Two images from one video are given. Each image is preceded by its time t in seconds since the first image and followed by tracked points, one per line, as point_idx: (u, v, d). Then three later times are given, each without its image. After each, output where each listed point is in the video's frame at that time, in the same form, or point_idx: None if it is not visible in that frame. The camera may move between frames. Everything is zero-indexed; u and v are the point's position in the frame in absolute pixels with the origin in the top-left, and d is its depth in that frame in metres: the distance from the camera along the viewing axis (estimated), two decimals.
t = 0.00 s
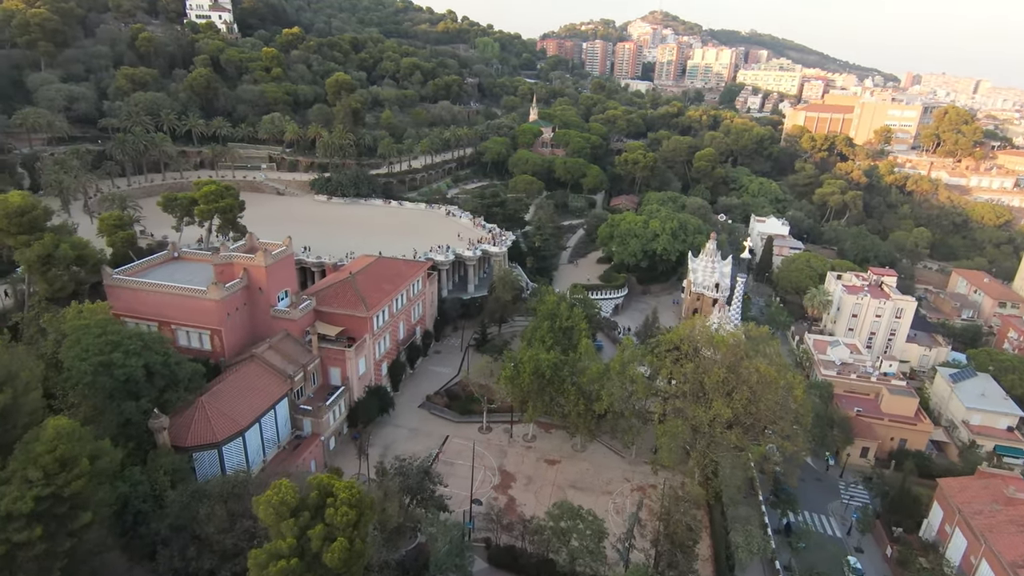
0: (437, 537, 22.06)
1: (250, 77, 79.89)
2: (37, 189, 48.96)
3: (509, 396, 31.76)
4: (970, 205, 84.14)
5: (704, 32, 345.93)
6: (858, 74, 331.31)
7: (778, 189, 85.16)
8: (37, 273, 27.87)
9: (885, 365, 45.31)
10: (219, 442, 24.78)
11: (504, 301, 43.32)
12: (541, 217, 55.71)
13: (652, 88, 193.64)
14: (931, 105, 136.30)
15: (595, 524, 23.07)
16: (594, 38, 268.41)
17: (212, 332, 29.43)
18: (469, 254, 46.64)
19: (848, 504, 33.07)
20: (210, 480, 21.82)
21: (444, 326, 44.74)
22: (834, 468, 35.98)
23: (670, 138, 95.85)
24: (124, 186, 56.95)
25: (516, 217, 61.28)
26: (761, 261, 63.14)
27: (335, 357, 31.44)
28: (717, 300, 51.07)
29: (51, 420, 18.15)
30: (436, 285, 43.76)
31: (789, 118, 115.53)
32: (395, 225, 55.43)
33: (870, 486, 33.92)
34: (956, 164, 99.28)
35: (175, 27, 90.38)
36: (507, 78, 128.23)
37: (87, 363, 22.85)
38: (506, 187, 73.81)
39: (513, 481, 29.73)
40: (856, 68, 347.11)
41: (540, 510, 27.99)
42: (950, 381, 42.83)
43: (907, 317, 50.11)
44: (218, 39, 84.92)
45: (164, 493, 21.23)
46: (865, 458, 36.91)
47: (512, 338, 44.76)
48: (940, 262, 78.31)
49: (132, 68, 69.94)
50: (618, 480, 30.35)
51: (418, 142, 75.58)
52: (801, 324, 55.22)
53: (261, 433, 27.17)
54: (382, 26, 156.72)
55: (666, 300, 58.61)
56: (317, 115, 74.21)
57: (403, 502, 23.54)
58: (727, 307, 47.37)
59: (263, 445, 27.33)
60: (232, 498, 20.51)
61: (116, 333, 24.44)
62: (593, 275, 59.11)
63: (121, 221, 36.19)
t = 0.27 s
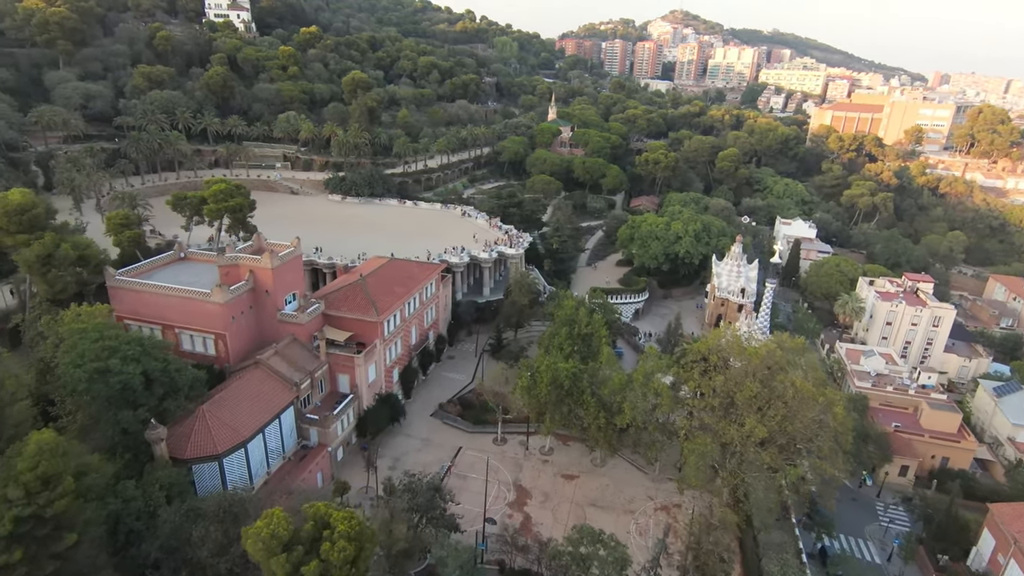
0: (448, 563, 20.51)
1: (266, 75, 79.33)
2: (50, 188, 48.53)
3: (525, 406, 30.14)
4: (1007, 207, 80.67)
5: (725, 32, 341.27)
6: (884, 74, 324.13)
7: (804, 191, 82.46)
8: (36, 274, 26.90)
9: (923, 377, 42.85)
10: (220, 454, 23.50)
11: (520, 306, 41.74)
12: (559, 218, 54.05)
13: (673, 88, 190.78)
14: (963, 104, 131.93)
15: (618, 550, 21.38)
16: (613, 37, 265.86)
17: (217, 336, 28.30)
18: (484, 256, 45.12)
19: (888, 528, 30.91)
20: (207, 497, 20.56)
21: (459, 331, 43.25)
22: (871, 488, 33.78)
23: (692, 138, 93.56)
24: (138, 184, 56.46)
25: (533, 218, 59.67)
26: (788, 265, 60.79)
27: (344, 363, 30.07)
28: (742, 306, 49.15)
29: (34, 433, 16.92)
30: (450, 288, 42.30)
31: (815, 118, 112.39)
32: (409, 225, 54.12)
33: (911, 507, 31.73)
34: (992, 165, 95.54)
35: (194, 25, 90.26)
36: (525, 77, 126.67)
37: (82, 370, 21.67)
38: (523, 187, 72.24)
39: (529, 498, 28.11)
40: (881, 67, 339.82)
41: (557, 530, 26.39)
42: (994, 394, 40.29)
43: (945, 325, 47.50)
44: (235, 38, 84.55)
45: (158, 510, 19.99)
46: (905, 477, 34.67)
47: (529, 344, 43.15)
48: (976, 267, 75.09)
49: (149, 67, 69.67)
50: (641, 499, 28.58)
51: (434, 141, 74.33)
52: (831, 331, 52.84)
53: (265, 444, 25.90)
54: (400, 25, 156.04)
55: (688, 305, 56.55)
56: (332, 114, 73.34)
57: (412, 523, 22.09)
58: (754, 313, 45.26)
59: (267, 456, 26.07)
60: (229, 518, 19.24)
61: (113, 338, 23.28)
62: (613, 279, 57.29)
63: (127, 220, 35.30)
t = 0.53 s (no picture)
0: None
1: (282, 73, 78.66)
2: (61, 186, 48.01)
3: (541, 418, 28.56)
4: None
5: (746, 31, 336.60)
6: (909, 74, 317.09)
7: (830, 192, 79.78)
8: (35, 275, 25.95)
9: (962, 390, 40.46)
10: (218, 467, 22.27)
11: (536, 311, 40.21)
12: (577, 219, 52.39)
13: (692, 87, 187.77)
14: (996, 104, 127.65)
15: None
16: (632, 37, 263.19)
17: (220, 341, 27.11)
18: (499, 258, 43.62)
19: (929, 554, 28.79)
20: (202, 517, 19.32)
21: (473, 335, 41.77)
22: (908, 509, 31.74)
23: (713, 138, 91.23)
24: (149, 183, 55.89)
25: (550, 219, 57.99)
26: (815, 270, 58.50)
27: (351, 371, 28.72)
28: (767, 312, 47.15)
29: (14, 448, 15.73)
30: (464, 291, 40.86)
31: (840, 118, 109.22)
32: (422, 226, 52.81)
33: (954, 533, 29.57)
34: None
35: (210, 24, 89.96)
36: (542, 76, 125.00)
37: (74, 377, 20.60)
38: (540, 187, 70.65)
39: (544, 517, 26.57)
40: (907, 67, 332.46)
41: (573, 553, 24.78)
42: None
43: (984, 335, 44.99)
44: (251, 36, 84.10)
45: (149, 529, 18.83)
46: (946, 498, 32.47)
47: (544, 350, 41.56)
48: (1012, 273, 71.96)
49: (164, 65, 69.26)
50: (663, 520, 26.76)
51: (450, 140, 73.06)
52: (861, 340, 50.50)
53: (267, 456, 24.63)
54: (418, 24, 155.25)
55: (711, 310, 54.54)
56: (347, 113, 72.43)
57: (419, 546, 20.67)
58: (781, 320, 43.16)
59: (269, 469, 24.84)
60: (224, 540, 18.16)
61: (108, 344, 22.12)
62: (632, 283, 55.47)
63: (134, 219, 34.40)
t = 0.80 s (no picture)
0: None
1: (297, 71, 77.89)
2: (72, 183, 47.42)
3: (557, 432, 26.86)
4: None
5: (767, 30, 331.58)
6: (936, 74, 309.94)
7: (858, 194, 77.06)
8: (30, 275, 24.85)
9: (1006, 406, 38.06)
10: (214, 483, 20.93)
11: (553, 316, 38.58)
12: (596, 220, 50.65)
13: (713, 87, 184.64)
14: None
15: None
16: (651, 36, 260.18)
17: (221, 346, 25.88)
18: (515, 261, 42.02)
19: None
20: (192, 539, 17.95)
21: (487, 341, 40.24)
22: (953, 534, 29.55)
23: (736, 138, 88.81)
24: (161, 181, 55.27)
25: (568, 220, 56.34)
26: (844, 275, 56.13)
27: (358, 379, 27.29)
28: (795, 319, 45.02)
29: None
30: (478, 295, 39.30)
31: (868, 118, 106.03)
32: (436, 227, 51.39)
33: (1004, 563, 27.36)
34: None
35: (227, 21, 89.58)
36: (560, 75, 123.22)
37: (62, 386, 19.37)
38: (557, 187, 69.01)
39: (560, 538, 24.93)
40: (933, 67, 325.04)
41: None
42: None
43: None
44: (267, 34, 83.51)
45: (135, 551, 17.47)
46: (993, 523, 30.25)
47: (561, 357, 39.90)
48: None
49: (179, 62, 68.75)
50: (689, 544, 24.93)
51: (466, 139, 71.68)
52: (894, 349, 48.13)
53: (267, 470, 23.28)
54: (435, 23, 154.24)
55: (734, 316, 52.46)
56: (362, 111, 71.41)
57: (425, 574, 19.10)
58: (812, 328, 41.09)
59: (270, 484, 23.49)
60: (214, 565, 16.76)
61: (101, 350, 20.89)
62: (651, 287, 53.60)
63: (139, 218, 33.59)
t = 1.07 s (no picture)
0: None
1: (310, 69, 77.03)
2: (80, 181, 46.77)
3: (573, 447, 25.32)
4: None
5: (787, 30, 326.66)
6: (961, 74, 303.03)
7: (885, 197, 74.44)
8: (23, 276, 23.68)
9: None
10: (207, 501, 19.63)
11: (569, 322, 36.97)
12: (613, 222, 48.93)
13: (731, 87, 181.68)
14: None
15: None
16: (668, 36, 257.33)
17: (220, 353, 24.63)
18: (529, 264, 40.42)
19: None
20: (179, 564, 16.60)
21: (499, 347, 38.72)
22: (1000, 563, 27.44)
23: (757, 138, 86.48)
24: (171, 180, 54.58)
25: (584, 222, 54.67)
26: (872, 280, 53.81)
27: (363, 389, 25.90)
28: (822, 327, 42.92)
29: None
30: (491, 299, 37.78)
31: (894, 118, 102.98)
32: (449, 228, 49.91)
33: None
34: None
35: (241, 19, 89.08)
36: (576, 74, 121.49)
37: (46, 395, 18.19)
38: (573, 188, 67.37)
39: (575, 562, 23.36)
40: (958, 67, 317.97)
41: None
42: None
43: None
44: (281, 31, 82.77)
45: None
46: None
47: (576, 365, 38.28)
48: None
49: (192, 59, 68.15)
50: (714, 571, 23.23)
51: (480, 138, 70.28)
52: (927, 360, 45.81)
53: (265, 485, 21.96)
54: (450, 22, 153.13)
55: (757, 323, 50.41)
56: (375, 109, 70.33)
57: None
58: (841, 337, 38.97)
59: (268, 500, 22.17)
60: None
61: (90, 357, 19.68)
62: (670, 291, 51.77)
63: (141, 217, 32.61)
